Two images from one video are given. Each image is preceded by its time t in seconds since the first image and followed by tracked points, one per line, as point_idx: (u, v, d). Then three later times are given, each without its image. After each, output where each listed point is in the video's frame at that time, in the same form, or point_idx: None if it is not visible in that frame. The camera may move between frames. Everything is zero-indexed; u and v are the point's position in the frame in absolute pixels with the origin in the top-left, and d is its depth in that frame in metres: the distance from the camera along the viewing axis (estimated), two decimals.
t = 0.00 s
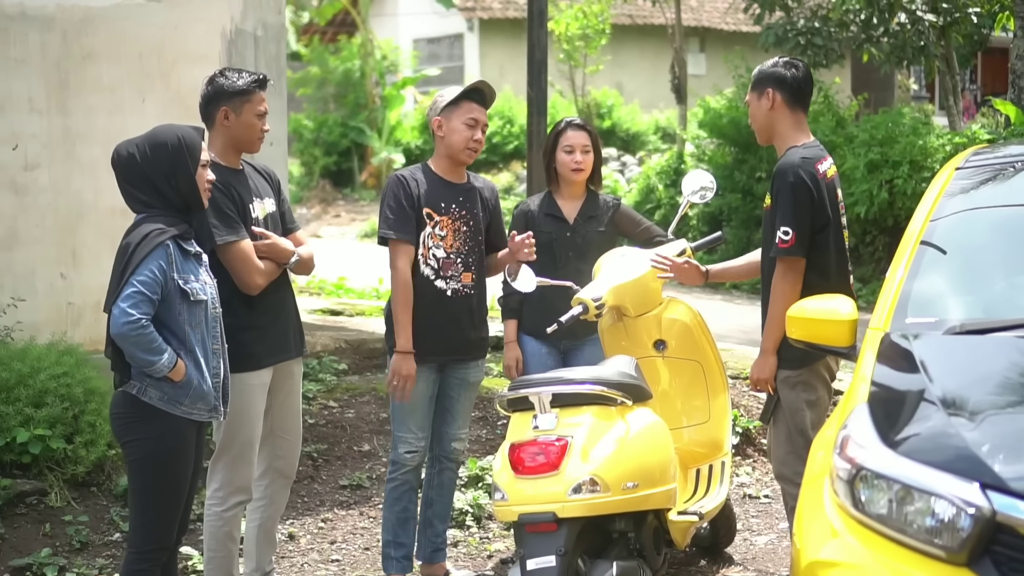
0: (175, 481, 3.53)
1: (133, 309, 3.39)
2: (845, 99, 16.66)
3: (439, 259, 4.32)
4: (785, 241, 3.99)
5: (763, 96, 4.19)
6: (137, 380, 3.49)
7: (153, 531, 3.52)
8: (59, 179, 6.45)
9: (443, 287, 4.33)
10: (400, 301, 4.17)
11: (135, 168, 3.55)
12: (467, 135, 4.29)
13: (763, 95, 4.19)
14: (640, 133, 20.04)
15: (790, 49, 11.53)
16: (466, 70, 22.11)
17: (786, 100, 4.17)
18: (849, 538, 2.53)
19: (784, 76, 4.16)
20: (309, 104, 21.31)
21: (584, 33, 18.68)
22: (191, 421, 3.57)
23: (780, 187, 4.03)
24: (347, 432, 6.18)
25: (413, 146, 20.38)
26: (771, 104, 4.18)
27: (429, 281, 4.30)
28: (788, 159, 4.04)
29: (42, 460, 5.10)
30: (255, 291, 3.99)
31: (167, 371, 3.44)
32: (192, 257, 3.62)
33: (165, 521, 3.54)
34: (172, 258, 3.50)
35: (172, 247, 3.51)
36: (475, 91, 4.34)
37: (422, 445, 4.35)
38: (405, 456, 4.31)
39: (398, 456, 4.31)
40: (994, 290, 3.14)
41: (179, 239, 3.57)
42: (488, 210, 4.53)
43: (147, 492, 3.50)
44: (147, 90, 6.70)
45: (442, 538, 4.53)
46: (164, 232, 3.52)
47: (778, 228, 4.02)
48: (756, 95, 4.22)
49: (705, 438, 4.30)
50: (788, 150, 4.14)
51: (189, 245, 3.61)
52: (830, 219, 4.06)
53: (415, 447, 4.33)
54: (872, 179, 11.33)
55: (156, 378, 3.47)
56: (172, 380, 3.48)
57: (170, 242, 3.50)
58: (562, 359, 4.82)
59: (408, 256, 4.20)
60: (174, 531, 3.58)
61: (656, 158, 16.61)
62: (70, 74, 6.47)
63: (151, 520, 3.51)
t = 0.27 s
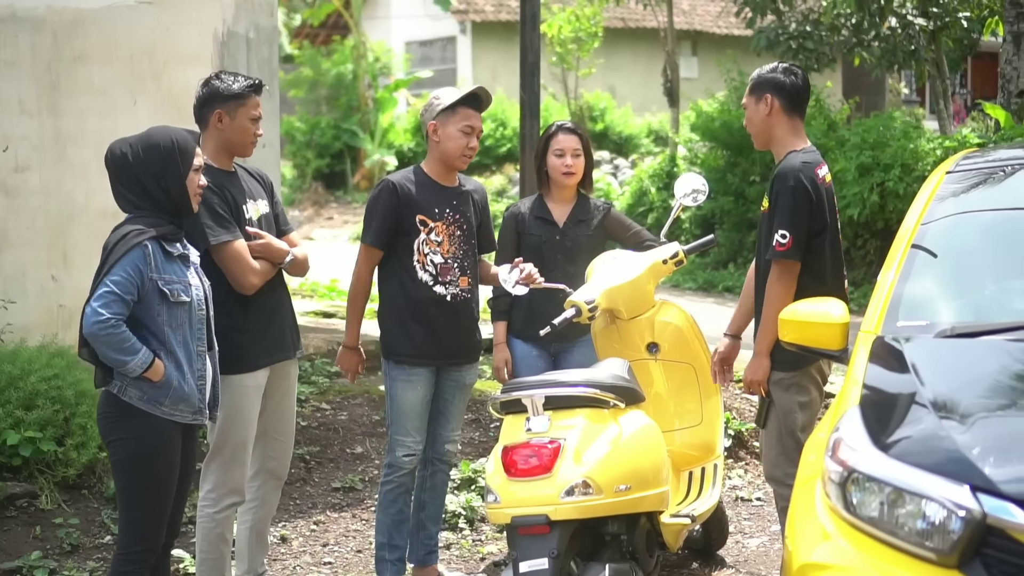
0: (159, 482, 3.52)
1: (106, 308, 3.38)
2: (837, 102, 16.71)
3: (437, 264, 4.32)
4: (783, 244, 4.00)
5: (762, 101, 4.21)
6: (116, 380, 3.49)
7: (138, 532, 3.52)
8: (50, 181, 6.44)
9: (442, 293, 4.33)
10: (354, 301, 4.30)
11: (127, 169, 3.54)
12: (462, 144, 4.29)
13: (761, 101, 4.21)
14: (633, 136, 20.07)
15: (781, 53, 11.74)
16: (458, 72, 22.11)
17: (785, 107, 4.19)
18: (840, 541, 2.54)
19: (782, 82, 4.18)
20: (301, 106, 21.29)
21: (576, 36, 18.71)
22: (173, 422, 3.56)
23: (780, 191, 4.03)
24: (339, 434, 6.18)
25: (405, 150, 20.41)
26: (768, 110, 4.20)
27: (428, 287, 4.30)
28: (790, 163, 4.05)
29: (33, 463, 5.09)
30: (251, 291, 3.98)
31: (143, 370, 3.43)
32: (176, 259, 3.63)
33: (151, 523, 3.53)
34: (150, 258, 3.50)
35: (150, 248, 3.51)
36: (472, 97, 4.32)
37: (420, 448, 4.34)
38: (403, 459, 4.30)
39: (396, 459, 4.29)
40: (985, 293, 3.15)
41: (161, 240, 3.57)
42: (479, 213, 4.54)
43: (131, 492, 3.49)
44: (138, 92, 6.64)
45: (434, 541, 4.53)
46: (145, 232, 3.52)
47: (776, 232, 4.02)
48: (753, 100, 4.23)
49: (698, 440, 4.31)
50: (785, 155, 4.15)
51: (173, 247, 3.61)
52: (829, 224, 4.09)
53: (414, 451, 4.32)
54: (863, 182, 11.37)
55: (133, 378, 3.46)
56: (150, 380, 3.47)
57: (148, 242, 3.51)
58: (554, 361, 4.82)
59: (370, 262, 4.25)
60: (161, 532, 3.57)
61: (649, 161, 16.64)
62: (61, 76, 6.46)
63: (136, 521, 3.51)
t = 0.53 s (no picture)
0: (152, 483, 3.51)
1: (89, 308, 3.40)
2: (836, 104, 16.72)
3: (422, 269, 4.32)
4: (795, 243, 3.98)
5: (761, 104, 4.21)
6: (106, 381, 3.51)
7: (132, 535, 3.51)
8: (49, 183, 6.45)
9: (426, 297, 4.32)
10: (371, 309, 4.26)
11: (124, 171, 3.55)
12: (454, 151, 4.26)
13: (761, 104, 4.21)
14: (632, 138, 20.08)
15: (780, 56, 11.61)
16: (458, 74, 22.12)
17: (785, 110, 4.19)
18: (839, 543, 2.54)
19: (781, 86, 4.18)
20: (301, 108, 21.30)
21: (576, 38, 18.73)
22: (163, 425, 3.55)
23: (789, 191, 4.02)
24: (338, 436, 6.18)
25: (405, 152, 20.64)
26: (768, 113, 4.20)
27: (412, 292, 4.31)
28: (795, 164, 4.05)
29: (32, 464, 5.09)
30: (250, 291, 3.98)
31: (127, 370, 3.42)
32: (169, 260, 3.62)
33: (145, 526, 3.52)
34: (136, 259, 3.50)
35: (137, 248, 3.51)
36: (469, 104, 4.29)
37: (408, 447, 4.35)
38: (392, 459, 4.31)
39: (386, 458, 4.31)
40: (984, 295, 3.16)
41: (152, 241, 3.57)
42: (478, 215, 4.51)
43: (123, 493, 3.50)
44: (137, 94, 6.65)
45: (432, 542, 4.53)
46: (137, 233, 3.53)
47: (787, 231, 4.00)
48: (753, 104, 4.23)
49: (698, 442, 4.31)
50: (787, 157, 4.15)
51: (165, 248, 3.60)
52: (834, 225, 4.11)
53: (402, 449, 4.33)
54: (862, 184, 11.37)
55: (119, 379, 3.46)
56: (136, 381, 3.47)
57: (135, 243, 3.51)
58: (551, 363, 4.82)
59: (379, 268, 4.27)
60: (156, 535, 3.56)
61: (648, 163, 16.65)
62: (61, 78, 6.46)
63: (130, 522, 3.50)
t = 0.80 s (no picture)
0: (157, 484, 3.53)
1: (88, 309, 3.42)
2: (842, 105, 16.70)
3: (430, 272, 4.31)
4: (783, 241, 4.02)
5: (768, 107, 4.21)
6: (109, 383, 3.53)
7: (139, 535, 3.54)
8: (56, 185, 6.47)
9: (434, 299, 4.33)
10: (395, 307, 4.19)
11: (128, 173, 3.56)
12: (456, 155, 4.25)
13: (767, 107, 4.21)
14: (638, 139, 20.07)
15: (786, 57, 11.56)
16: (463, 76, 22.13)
17: (790, 112, 4.20)
18: (846, 544, 2.54)
19: (788, 89, 4.18)
20: (307, 110, 21.33)
21: (581, 39, 18.73)
22: (166, 426, 3.55)
23: (781, 190, 4.06)
24: (344, 437, 6.19)
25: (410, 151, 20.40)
26: (774, 115, 4.20)
27: (421, 293, 4.30)
28: (790, 164, 4.07)
29: (38, 466, 5.11)
30: (253, 297, 4.00)
31: (126, 371, 3.44)
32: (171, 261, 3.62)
33: (152, 526, 3.55)
34: (134, 259, 3.51)
35: (136, 249, 3.53)
36: (472, 109, 4.27)
37: (416, 448, 4.35)
38: (400, 459, 4.31)
39: (393, 459, 4.31)
40: (990, 297, 3.15)
41: (151, 242, 3.57)
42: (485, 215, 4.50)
43: (128, 495, 3.51)
44: (143, 96, 6.63)
45: (438, 544, 4.54)
46: (136, 234, 3.54)
47: (776, 228, 4.05)
48: (759, 106, 4.23)
49: (703, 443, 4.31)
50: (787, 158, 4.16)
51: (166, 249, 3.60)
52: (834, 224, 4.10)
53: (410, 450, 4.33)
54: (868, 185, 11.36)
55: (121, 380, 3.48)
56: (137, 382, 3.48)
57: (134, 243, 3.53)
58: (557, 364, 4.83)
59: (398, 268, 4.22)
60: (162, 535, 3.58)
61: (654, 164, 16.65)
62: (67, 80, 6.49)
63: (137, 523, 3.53)
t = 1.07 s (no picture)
0: (166, 488, 3.53)
1: (100, 314, 3.41)
2: (844, 106, 16.69)
3: (436, 272, 4.31)
4: (792, 241, 4.01)
5: (778, 107, 4.21)
6: (118, 388, 3.52)
7: (148, 539, 3.53)
8: (59, 187, 6.48)
9: (438, 299, 4.33)
10: (399, 313, 4.18)
11: (131, 175, 3.55)
12: (464, 156, 4.26)
13: (777, 107, 4.21)
14: (639, 141, 20.07)
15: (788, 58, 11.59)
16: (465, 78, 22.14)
17: (799, 113, 4.22)
18: (848, 546, 2.54)
19: (797, 90, 4.21)
20: (309, 112, 21.34)
21: (583, 41, 18.73)
22: (176, 429, 3.56)
23: (789, 190, 4.05)
24: (346, 439, 6.19)
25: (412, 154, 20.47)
26: (785, 116, 4.21)
27: (425, 293, 4.30)
28: (798, 164, 4.07)
29: (42, 468, 5.11)
30: (265, 302, 4.00)
31: (140, 375, 3.44)
32: (176, 264, 3.63)
33: (160, 530, 3.54)
34: (145, 263, 3.51)
35: (146, 253, 3.52)
36: (480, 110, 4.28)
37: (418, 450, 4.35)
38: (402, 462, 4.31)
39: (396, 461, 4.31)
40: (992, 298, 3.15)
41: (159, 246, 3.57)
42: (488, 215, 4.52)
43: (136, 499, 3.51)
44: (146, 99, 6.60)
45: (440, 546, 4.54)
46: (145, 237, 3.54)
47: (784, 229, 4.03)
48: (767, 108, 4.23)
49: (705, 445, 4.30)
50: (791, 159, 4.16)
51: (172, 252, 3.61)
52: (840, 224, 4.10)
53: (412, 453, 4.33)
54: (870, 186, 11.36)
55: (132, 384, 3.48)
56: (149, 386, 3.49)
57: (144, 247, 3.52)
58: (558, 366, 4.83)
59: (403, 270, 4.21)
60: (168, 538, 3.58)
61: (655, 166, 16.65)
62: (70, 83, 6.50)
63: (145, 527, 3.52)
